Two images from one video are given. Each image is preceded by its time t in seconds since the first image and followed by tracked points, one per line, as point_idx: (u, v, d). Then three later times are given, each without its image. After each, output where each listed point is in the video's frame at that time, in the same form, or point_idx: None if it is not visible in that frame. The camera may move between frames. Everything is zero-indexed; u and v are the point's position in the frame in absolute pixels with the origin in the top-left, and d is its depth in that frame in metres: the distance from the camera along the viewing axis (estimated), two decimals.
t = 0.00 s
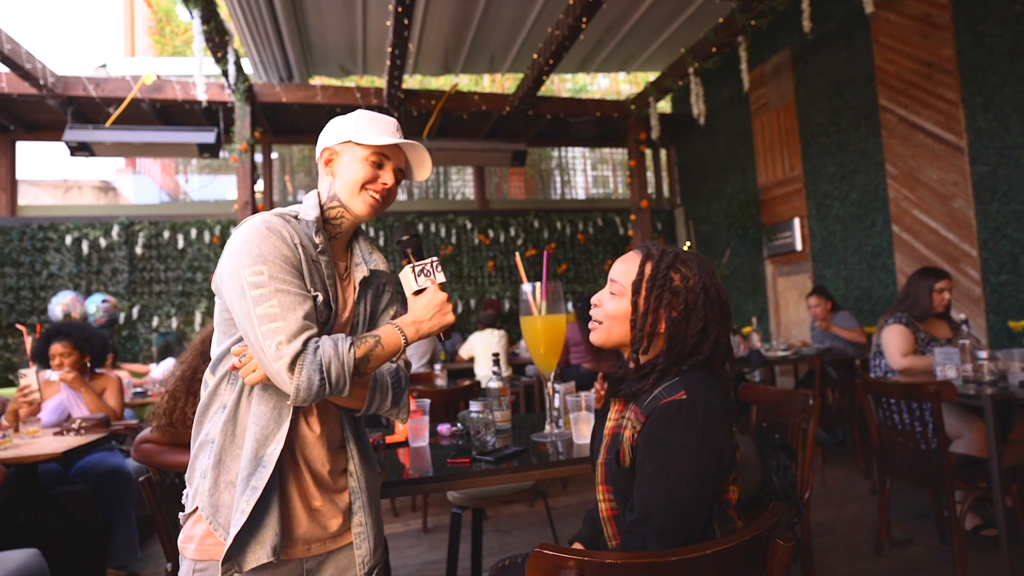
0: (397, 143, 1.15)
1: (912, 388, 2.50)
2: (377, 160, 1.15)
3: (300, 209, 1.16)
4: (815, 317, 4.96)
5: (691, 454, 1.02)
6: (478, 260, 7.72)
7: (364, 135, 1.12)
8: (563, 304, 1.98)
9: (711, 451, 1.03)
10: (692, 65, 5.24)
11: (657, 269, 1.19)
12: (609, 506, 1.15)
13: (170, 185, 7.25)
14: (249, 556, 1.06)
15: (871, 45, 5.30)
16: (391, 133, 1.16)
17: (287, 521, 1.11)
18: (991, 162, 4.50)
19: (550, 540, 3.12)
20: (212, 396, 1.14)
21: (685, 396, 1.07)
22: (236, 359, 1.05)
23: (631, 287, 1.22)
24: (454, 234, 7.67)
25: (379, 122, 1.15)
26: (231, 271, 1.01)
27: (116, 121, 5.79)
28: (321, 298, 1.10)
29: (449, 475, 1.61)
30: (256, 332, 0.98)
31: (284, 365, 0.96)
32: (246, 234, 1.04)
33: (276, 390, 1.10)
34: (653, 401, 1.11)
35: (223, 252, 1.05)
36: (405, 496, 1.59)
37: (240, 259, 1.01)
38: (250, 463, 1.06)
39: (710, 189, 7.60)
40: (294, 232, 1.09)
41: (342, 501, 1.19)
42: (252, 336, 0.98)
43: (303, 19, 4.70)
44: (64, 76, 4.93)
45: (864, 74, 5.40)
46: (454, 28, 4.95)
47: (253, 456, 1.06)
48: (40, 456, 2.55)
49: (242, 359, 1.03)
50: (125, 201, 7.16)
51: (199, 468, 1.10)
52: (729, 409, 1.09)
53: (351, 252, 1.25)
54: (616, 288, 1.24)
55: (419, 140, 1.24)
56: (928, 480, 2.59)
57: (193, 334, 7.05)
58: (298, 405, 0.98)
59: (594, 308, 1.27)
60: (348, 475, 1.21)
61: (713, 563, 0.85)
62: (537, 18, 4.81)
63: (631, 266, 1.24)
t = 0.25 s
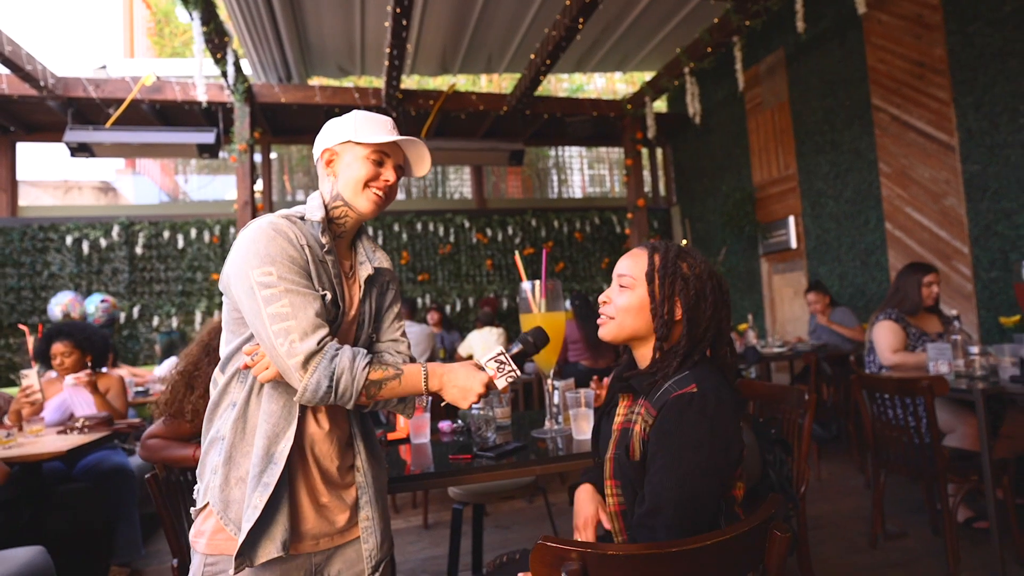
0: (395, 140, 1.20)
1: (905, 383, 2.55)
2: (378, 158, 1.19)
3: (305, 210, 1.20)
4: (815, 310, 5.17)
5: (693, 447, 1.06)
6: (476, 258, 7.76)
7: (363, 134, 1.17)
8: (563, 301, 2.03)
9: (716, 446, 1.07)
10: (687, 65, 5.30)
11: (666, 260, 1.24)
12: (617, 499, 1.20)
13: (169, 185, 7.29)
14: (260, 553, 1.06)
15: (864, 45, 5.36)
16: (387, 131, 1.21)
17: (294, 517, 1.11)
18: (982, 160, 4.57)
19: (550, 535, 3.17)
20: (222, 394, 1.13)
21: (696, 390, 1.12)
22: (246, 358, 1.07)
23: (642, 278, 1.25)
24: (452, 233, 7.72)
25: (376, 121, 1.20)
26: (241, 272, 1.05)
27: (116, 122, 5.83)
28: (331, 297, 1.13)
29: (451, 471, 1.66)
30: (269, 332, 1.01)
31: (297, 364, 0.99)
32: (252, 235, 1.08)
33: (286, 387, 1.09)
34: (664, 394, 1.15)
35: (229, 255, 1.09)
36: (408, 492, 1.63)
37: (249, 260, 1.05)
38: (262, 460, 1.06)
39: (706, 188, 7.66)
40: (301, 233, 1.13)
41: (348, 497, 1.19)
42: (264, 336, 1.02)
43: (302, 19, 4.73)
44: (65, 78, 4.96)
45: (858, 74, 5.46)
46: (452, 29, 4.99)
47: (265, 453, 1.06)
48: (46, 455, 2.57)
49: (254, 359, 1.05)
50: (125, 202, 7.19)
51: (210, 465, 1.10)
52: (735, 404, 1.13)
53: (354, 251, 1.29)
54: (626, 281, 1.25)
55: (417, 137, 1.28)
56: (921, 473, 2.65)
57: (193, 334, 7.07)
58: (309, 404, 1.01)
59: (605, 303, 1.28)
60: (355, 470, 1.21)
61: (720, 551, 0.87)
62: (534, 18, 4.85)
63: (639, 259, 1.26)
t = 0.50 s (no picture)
0: (389, 140, 1.22)
1: (895, 379, 2.59)
2: (372, 158, 1.21)
3: (301, 211, 1.21)
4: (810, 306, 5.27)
5: (689, 443, 1.08)
6: (472, 258, 7.78)
7: (357, 134, 1.18)
8: (560, 301, 2.06)
9: (710, 442, 1.09)
10: (679, 66, 5.33)
11: (660, 256, 1.29)
12: (614, 496, 1.23)
13: (163, 185, 7.29)
14: (270, 552, 1.08)
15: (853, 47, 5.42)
16: (381, 130, 1.22)
17: (301, 515, 1.13)
18: (968, 160, 4.62)
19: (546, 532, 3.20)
20: (225, 396, 1.15)
21: (690, 385, 1.14)
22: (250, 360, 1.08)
23: (640, 276, 1.27)
24: (448, 233, 7.73)
25: (369, 121, 1.21)
26: (242, 274, 1.07)
27: (109, 122, 5.82)
28: (333, 297, 1.16)
29: (447, 469, 1.68)
30: (274, 333, 1.03)
31: (304, 363, 1.02)
32: (252, 237, 1.10)
33: (291, 387, 1.11)
34: (663, 391, 1.18)
35: (229, 257, 1.11)
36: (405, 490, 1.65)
37: (250, 262, 1.07)
38: (269, 461, 1.08)
39: (699, 187, 7.71)
40: (300, 234, 1.15)
41: (352, 495, 1.21)
42: (269, 337, 1.04)
43: (297, 19, 4.74)
44: (57, 78, 4.89)
45: (848, 75, 5.52)
46: (446, 29, 5.00)
47: (272, 453, 1.08)
48: (42, 456, 2.57)
49: (259, 360, 1.07)
50: (119, 203, 7.19)
51: (215, 467, 1.11)
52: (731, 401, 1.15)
53: (350, 251, 1.31)
54: (625, 282, 1.27)
55: (410, 138, 1.30)
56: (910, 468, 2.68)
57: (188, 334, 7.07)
58: (316, 403, 1.03)
59: (607, 307, 1.30)
60: (358, 468, 1.23)
61: (718, 544, 0.88)
62: (528, 19, 4.88)
63: (633, 260, 1.29)
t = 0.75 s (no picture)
0: (385, 131, 1.22)
1: (892, 371, 2.61)
2: (368, 150, 1.22)
3: (301, 204, 1.23)
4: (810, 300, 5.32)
5: (687, 433, 1.10)
6: (469, 253, 7.79)
7: (353, 126, 1.19)
8: (557, 294, 2.07)
9: (707, 431, 1.10)
10: (677, 60, 5.34)
11: (670, 250, 1.28)
12: (612, 482, 1.24)
13: (161, 181, 7.28)
14: (280, 539, 1.10)
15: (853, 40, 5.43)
16: (378, 121, 1.23)
17: (308, 504, 1.15)
18: (967, 154, 4.65)
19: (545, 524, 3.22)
20: (230, 387, 1.16)
21: (691, 378, 1.15)
22: (256, 352, 1.09)
23: (647, 268, 1.27)
24: (444, 228, 7.74)
25: (366, 112, 1.22)
26: (246, 267, 1.08)
27: (106, 117, 5.81)
28: (335, 289, 1.17)
29: (446, 460, 1.70)
30: (278, 325, 1.04)
31: (308, 354, 1.03)
32: (254, 231, 1.11)
33: (296, 378, 1.13)
34: (661, 381, 1.19)
35: (232, 251, 1.12)
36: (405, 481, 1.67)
37: (254, 255, 1.08)
38: (276, 450, 1.10)
39: (696, 182, 7.73)
40: (301, 227, 1.16)
41: (357, 484, 1.23)
42: (274, 329, 1.05)
43: (293, 14, 4.72)
44: (54, 73, 4.91)
45: (846, 69, 5.54)
46: (443, 24, 4.99)
47: (279, 443, 1.10)
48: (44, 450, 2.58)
49: (264, 351, 1.08)
50: (117, 198, 7.19)
51: (222, 457, 1.13)
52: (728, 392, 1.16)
53: (350, 244, 1.33)
54: (631, 273, 1.27)
55: (406, 128, 1.31)
56: (907, 460, 2.71)
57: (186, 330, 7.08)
58: (321, 393, 1.04)
59: (610, 296, 1.29)
60: (362, 457, 1.24)
61: (715, 529, 0.90)
62: (525, 13, 4.87)
63: (642, 250, 1.28)
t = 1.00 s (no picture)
0: (391, 131, 1.23)
1: (892, 370, 2.61)
2: (375, 148, 1.23)
3: (307, 202, 1.23)
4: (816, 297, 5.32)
5: (689, 433, 1.10)
6: (470, 251, 7.80)
7: (360, 125, 1.20)
8: (558, 292, 2.07)
9: (701, 429, 1.11)
10: (678, 58, 5.35)
11: (675, 262, 1.25)
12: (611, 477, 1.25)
13: (162, 179, 7.29)
14: (285, 536, 1.10)
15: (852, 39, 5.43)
16: (384, 120, 1.24)
17: (314, 501, 1.16)
18: (967, 152, 4.65)
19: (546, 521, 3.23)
20: (236, 384, 1.17)
21: (682, 377, 1.15)
22: (262, 349, 1.10)
23: (648, 277, 1.26)
24: (446, 226, 7.74)
25: (372, 111, 1.23)
26: (253, 264, 1.09)
27: (109, 116, 5.82)
28: (341, 286, 1.18)
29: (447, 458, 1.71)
30: (285, 321, 1.05)
31: (315, 351, 1.04)
32: (261, 228, 1.12)
33: (302, 376, 1.14)
34: (654, 379, 1.20)
35: (239, 248, 1.12)
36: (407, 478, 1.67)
37: (261, 252, 1.09)
38: (283, 447, 1.10)
39: (696, 180, 7.73)
40: (308, 225, 1.17)
41: (361, 481, 1.24)
42: (281, 325, 1.06)
43: (295, 13, 4.73)
44: (59, 72, 4.93)
45: (846, 67, 5.53)
46: (445, 22, 5.00)
47: (286, 439, 1.11)
48: (47, 446, 2.59)
49: (271, 349, 1.09)
50: (119, 197, 7.20)
51: (228, 454, 1.13)
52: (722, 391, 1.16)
53: (355, 241, 1.33)
54: (633, 279, 1.27)
55: (412, 127, 1.32)
56: (908, 458, 2.71)
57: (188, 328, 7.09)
58: (328, 389, 1.05)
59: (610, 296, 1.31)
60: (367, 455, 1.25)
61: (716, 525, 0.91)
62: (527, 12, 4.88)
63: (648, 257, 1.27)
